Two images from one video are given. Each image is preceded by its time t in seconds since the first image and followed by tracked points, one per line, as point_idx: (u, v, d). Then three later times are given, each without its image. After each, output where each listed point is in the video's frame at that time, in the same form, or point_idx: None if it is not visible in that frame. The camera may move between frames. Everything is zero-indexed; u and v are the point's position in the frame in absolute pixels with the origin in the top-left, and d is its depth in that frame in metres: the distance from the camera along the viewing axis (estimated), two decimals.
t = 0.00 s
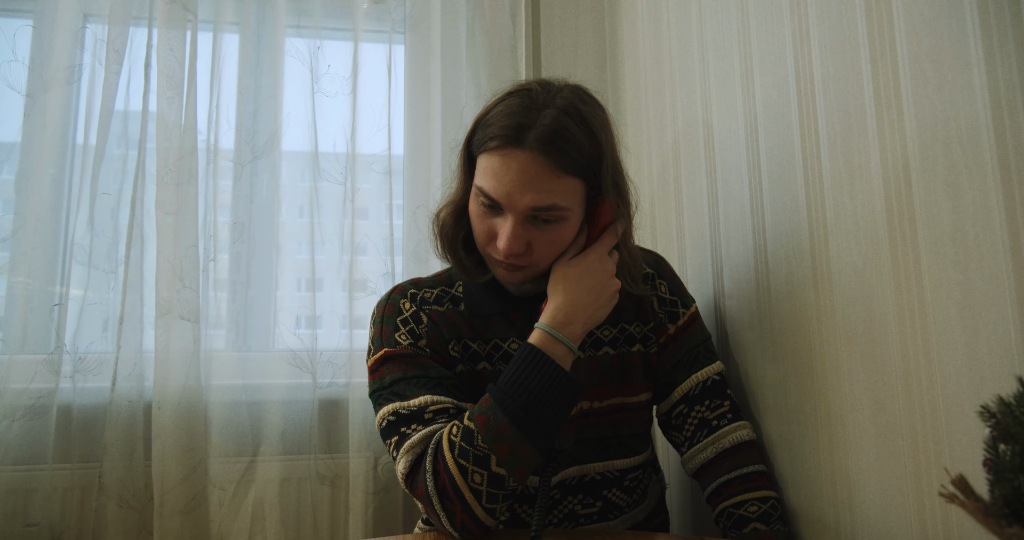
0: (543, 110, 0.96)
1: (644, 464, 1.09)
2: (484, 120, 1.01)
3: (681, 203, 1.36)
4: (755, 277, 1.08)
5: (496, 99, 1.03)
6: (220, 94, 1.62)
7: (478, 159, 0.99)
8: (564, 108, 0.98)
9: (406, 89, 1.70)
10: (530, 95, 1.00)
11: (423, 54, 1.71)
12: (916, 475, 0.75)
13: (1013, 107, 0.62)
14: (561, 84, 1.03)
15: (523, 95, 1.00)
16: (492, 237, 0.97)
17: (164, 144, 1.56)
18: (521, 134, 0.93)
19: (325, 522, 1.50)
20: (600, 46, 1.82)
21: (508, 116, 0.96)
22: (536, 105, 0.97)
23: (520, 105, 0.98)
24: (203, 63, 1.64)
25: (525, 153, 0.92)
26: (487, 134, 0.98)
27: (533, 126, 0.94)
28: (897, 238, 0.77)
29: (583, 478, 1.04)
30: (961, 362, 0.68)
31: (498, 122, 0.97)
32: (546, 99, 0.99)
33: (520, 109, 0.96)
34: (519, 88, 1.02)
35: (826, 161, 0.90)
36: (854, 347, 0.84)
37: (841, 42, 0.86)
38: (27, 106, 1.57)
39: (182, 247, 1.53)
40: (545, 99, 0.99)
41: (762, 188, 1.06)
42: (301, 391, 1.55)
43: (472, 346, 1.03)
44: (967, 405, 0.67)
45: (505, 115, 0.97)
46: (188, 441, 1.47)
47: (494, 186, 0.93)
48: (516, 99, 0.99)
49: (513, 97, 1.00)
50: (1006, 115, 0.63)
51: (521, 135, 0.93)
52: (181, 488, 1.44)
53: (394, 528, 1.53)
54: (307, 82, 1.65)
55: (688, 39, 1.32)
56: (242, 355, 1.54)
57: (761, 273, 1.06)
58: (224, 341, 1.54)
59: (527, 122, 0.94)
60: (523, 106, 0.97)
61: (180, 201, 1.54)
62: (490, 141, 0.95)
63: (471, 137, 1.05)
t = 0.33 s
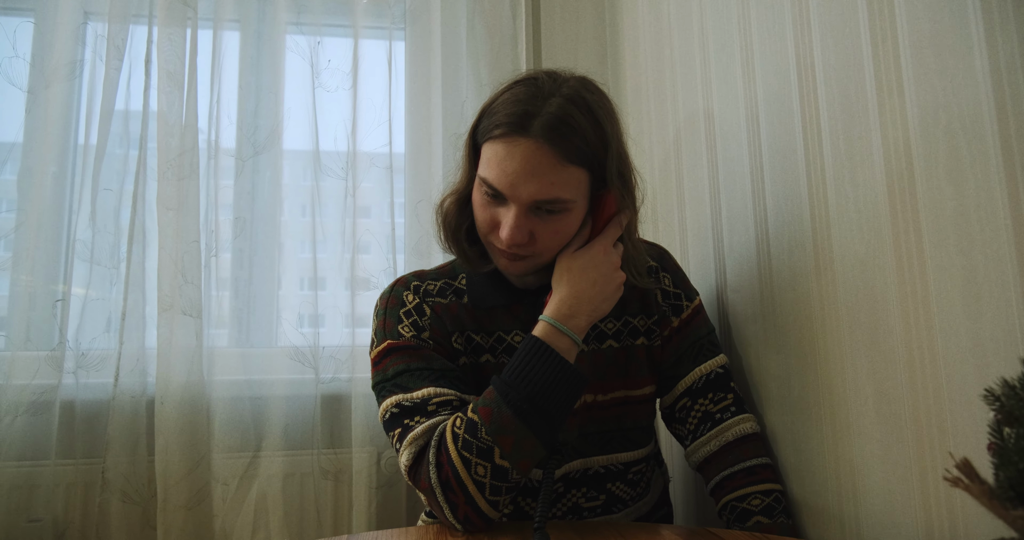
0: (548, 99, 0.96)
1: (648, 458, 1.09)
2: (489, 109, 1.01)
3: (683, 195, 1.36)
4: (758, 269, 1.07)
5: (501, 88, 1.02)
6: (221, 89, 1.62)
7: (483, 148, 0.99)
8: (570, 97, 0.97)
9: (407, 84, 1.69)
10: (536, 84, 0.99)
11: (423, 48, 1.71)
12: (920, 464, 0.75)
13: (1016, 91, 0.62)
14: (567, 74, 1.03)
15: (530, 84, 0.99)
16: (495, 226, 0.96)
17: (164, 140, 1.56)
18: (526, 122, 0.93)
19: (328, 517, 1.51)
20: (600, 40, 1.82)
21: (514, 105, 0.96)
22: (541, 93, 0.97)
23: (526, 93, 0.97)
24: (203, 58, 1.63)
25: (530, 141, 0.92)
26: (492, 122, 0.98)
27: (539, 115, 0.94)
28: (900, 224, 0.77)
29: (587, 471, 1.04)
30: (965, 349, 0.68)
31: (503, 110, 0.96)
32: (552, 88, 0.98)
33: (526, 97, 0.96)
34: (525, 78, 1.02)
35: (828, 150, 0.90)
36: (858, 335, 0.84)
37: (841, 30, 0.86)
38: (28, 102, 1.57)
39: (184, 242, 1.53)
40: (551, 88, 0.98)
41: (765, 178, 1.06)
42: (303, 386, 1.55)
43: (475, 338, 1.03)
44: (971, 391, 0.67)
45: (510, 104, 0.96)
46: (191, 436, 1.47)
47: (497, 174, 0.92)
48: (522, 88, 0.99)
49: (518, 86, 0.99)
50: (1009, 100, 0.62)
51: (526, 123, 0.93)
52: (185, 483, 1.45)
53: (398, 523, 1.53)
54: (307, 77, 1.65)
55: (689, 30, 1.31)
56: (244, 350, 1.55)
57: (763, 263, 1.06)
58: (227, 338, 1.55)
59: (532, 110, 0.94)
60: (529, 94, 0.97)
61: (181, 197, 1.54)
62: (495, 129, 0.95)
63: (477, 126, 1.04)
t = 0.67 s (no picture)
0: (559, 93, 0.97)
1: (655, 449, 1.10)
2: (499, 103, 1.02)
3: (689, 189, 1.37)
4: (764, 262, 1.08)
5: (511, 82, 1.03)
6: (227, 85, 1.63)
7: (493, 141, 0.99)
8: (580, 91, 0.98)
9: (413, 79, 1.70)
10: (547, 78, 1.00)
11: (428, 44, 1.71)
12: (926, 454, 0.75)
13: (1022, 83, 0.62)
14: (577, 68, 1.03)
15: (540, 78, 1.00)
16: (504, 219, 0.97)
17: (172, 136, 1.56)
18: (537, 116, 0.94)
19: (338, 510, 1.52)
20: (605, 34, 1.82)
21: (524, 98, 0.96)
22: (552, 87, 0.98)
23: (536, 87, 0.98)
24: (209, 55, 1.64)
25: (540, 135, 0.92)
26: (503, 115, 0.98)
27: (550, 108, 0.94)
28: (906, 216, 0.77)
29: (595, 463, 1.05)
30: (970, 339, 0.68)
31: (513, 104, 0.97)
32: (563, 82, 0.99)
33: (537, 91, 0.97)
34: (536, 72, 1.02)
35: (835, 142, 0.91)
36: (864, 326, 0.85)
37: (848, 24, 0.87)
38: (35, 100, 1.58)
39: (191, 237, 1.54)
40: (561, 82, 0.99)
41: (771, 171, 1.06)
42: (312, 381, 1.57)
43: (484, 331, 1.04)
44: (976, 380, 0.68)
45: (521, 97, 0.97)
46: (201, 431, 1.48)
47: (508, 168, 0.93)
48: (532, 81, 0.99)
49: (529, 79, 1.00)
50: (1015, 93, 0.63)
51: (537, 117, 0.94)
52: (196, 478, 1.46)
53: (406, 515, 1.55)
54: (313, 73, 1.65)
55: (694, 24, 1.32)
56: (253, 345, 1.56)
57: (770, 256, 1.07)
58: (234, 333, 1.56)
59: (543, 104, 0.95)
60: (539, 88, 0.97)
61: (189, 193, 1.55)
62: (506, 122, 0.96)
63: (487, 120, 1.05)
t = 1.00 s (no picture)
0: (561, 94, 0.98)
1: (655, 444, 1.13)
2: (501, 103, 1.03)
3: (686, 186, 1.39)
4: (761, 259, 1.10)
5: (513, 83, 1.04)
6: (228, 83, 1.64)
7: (495, 142, 1.01)
8: (582, 93, 0.99)
9: (412, 77, 1.71)
10: (549, 79, 1.01)
11: (427, 41, 1.72)
12: (918, 449, 0.78)
13: (1009, 88, 0.64)
14: (579, 69, 1.05)
15: (542, 79, 1.01)
16: (507, 219, 0.99)
17: (173, 134, 1.57)
18: (539, 117, 0.95)
19: (341, 504, 1.55)
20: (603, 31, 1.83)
21: (526, 100, 0.98)
22: (554, 88, 0.99)
23: (538, 88, 0.99)
24: (210, 54, 1.65)
25: (542, 136, 0.94)
26: (505, 116, 1.00)
27: (551, 110, 0.96)
28: (898, 215, 0.79)
29: (596, 457, 1.08)
30: (959, 336, 0.71)
31: (516, 105, 0.99)
32: (565, 83, 1.00)
33: (539, 92, 0.98)
34: (538, 73, 1.04)
35: (829, 142, 0.92)
36: (857, 322, 0.87)
37: (842, 26, 0.88)
38: (35, 98, 1.58)
39: (194, 235, 1.55)
40: (563, 83, 1.00)
41: (767, 170, 1.08)
42: (315, 377, 1.58)
43: (485, 328, 1.06)
44: (964, 376, 0.70)
45: (523, 98, 0.98)
46: (205, 427, 1.50)
47: (510, 168, 0.95)
48: (534, 82, 1.01)
49: (531, 80, 1.01)
50: (1003, 97, 0.65)
51: (539, 118, 0.95)
52: (201, 473, 1.48)
53: (409, 509, 1.57)
54: (313, 71, 1.66)
55: (691, 22, 1.33)
56: (256, 342, 1.58)
57: (766, 254, 1.08)
58: (238, 330, 1.57)
59: (545, 105, 0.96)
60: (541, 89, 0.99)
61: (190, 192, 1.56)
62: (508, 123, 0.97)
63: (490, 120, 1.07)
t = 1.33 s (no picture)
0: (563, 115, 1.01)
1: (654, 454, 1.15)
2: (504, 123, 1.06)
3: (681, 199, 1.41)
4: (756, 272, 1.13)
5: (515, 104, 1.07)
6: (228, 97, 1.65)
7: (498, 161, 1.03)
8: (583, 114, 1.02)
9: (411, 90, 1.73)
10: (551, 99, 1.04)
11: (424, 55, 1.75)
12: (909, 461, 0.80)
13: (991, 114, 0.67)
14: (579, 90, 1.08)
15: (544, 100, 1.04)
16: (510, 236, 1.01)
17: (175, 147, 1.59)
18: (542, 138, 0.98)
19: (342, 515, 1.56)
20: (598, 45, 1.86)
21: (529, 120, 1.00)
22: (556, 110, 1.02)
23: (540, 109, 1.02)
24: (210, 68, 1.67)
25: (545, 156, 0.97)
26: (509, 136, 1.02)
27: (554, 131, 0.98)
28: (888, 233, 0.82)
29: (597, 467, 1.10)
30: (947, 350, 0.73)
31: (519, 126, 1.01)
32: (567, 104, 1.03)
33: (542, 113, 1.01)
34: (540, 94, 1.06)
35: (820, 159, 0.95)
36: (849, 334, 0.90)
37: (832, 47, 0.91)
38: (37, 112, 1.59)
39: (195, 249, 1.56)
40: (565, 104, 1.03)
41: (760, 185, 1.11)
42: (316, 388, 1.60)
43: (487, 341, 1.08)
44: (951, 388, 0.73)
45: (526, 119, 1.01)
46: (207, 439, 1.51)
47: (513, 187, 0.97)
48: (536, 103, 1.03)
49: (534, 101, 1.04)
50: (985, 122, 0.67)
51: (542, 139, 0.98)
52: (202, 485, 1.49)
53: (410, 519, 1.59)
54: (313, 85, 1.68)
55: (685, 38, 1.36)
56: (258, 353, 1.59)
57: (761, 266, 1.11)
58: (240, 342, 1.59)
59: (547, 126, 0.99)
60: (543, 110, 1.01)
61: (191, 205, 1.57)
62: (512, 143, 1.00)
63: (493, 139, 1.09)
